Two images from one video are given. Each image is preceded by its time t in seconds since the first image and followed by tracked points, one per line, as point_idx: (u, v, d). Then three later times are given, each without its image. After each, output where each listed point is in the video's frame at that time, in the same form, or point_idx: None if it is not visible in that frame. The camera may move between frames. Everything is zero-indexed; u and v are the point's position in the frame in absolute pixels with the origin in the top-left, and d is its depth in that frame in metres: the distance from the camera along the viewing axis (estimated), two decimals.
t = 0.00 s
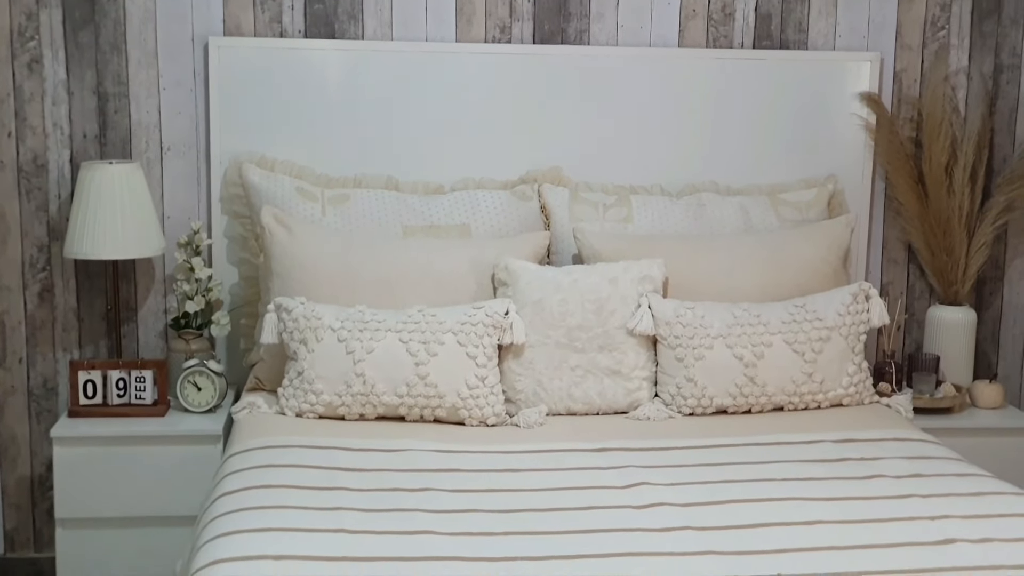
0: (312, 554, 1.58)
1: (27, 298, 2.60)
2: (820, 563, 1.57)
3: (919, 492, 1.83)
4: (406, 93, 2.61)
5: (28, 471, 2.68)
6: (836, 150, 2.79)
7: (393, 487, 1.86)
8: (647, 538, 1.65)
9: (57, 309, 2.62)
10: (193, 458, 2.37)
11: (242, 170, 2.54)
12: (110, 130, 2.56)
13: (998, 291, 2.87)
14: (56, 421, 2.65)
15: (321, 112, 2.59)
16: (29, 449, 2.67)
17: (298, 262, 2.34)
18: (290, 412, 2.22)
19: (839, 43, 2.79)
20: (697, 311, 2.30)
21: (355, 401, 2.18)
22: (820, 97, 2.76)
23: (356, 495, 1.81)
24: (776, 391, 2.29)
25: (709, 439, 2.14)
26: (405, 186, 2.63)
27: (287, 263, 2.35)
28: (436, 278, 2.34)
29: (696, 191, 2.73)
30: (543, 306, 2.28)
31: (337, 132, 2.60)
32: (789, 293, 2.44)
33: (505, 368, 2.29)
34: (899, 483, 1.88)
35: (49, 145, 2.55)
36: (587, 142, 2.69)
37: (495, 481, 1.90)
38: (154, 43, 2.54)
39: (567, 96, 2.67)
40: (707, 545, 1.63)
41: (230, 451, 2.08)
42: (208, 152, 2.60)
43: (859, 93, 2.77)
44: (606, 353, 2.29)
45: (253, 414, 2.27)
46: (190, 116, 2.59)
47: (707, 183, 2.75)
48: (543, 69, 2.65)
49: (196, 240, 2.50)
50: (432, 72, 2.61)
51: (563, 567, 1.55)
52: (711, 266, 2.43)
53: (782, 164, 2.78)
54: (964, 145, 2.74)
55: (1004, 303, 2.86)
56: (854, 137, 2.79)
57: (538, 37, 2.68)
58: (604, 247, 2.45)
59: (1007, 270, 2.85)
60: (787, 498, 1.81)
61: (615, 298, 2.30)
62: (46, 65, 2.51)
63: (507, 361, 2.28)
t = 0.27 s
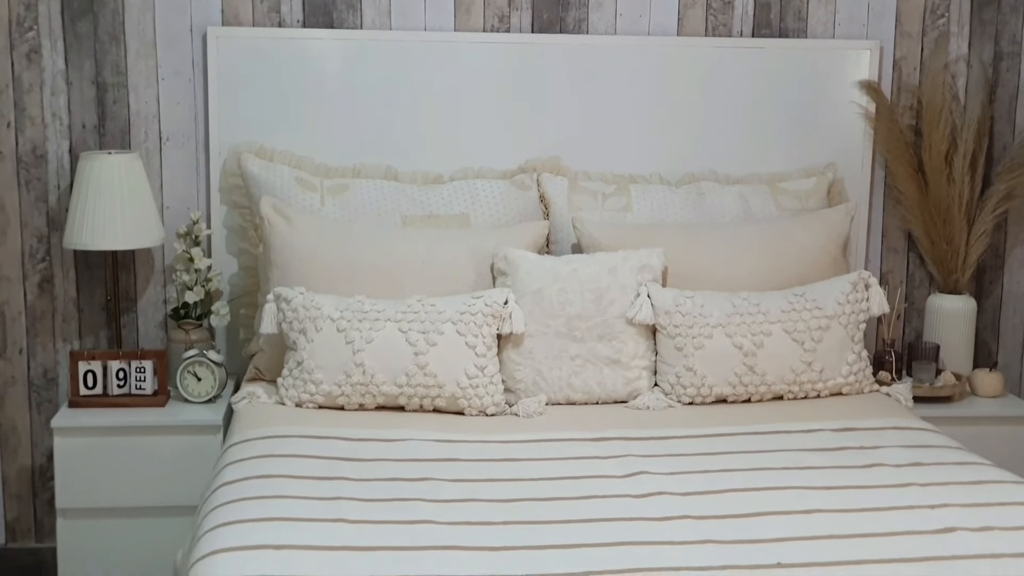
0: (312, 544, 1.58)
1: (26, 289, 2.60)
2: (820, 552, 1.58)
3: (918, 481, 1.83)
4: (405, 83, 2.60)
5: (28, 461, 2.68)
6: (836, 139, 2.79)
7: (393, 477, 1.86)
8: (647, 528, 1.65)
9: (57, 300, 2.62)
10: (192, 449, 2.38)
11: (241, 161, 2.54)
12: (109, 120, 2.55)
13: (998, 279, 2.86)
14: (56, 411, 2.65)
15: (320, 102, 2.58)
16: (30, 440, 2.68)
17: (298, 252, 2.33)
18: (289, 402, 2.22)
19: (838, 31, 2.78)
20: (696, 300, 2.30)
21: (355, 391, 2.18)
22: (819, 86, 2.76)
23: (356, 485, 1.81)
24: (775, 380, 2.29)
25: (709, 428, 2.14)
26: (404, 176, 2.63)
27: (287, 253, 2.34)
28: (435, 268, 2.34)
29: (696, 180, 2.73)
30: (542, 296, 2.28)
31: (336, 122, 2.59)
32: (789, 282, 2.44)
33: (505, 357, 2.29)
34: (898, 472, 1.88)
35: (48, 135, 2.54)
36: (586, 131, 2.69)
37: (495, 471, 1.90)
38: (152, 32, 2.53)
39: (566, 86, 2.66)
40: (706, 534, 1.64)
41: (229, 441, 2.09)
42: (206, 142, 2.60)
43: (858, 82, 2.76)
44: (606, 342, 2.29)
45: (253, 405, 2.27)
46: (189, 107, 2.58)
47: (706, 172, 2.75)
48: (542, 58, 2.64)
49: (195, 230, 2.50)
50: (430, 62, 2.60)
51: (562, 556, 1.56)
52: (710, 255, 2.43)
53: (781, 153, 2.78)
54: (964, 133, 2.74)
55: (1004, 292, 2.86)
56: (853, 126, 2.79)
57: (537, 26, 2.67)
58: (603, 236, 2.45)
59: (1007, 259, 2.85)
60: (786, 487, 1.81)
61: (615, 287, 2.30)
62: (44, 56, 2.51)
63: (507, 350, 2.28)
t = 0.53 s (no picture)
0: (312, 531, 1.58)
1: (26, 276, 2.60)
2: (819, 540, 1.58)
3: (917, 469, 1.84)
4: (405, 70, 2.60)
5: (28, 448, 2.69)
6: (836, 128, 2.78)
7: (393, 465, 1.87)
8: (647, 515, 1.66)
9: (57, 287, 2.62)
10: (192, 436, 2.38)
11: (241, 148, 2.53)
12: (109, 107, 2.55)
13: (998, 269, 2.86)
14: (56, 398, 2.65)
15: (320, 89, 2.58)
16: (30, 426, 2.68)
17: (298, 239, 2.33)
18: (289, 390, 2.22)
19: (839, 19, 2.78)
20: (697, 288, 2.30)
21: (354, 378, 2.19)
22: (820, 74, 2.75)
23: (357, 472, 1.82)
24: (775, 369, 2.29)
25: (708, 416, 2.14)
26: (405, 164, 2.62)
27: (287, 241, 2.34)
28: (435, 256, 2.34)
29: (696, 169, 2.72)
30: (542, 284, 2.28)
31: (336, 109, 2.59)
32: (789, 270, 2.44)
33: (505, 345, 2.29)
34: (898, 460, 1.88)
35: (48, 122, 2.54)
36: (587, 119, 2.68)
37: (495, 458, 1.91)
38: (152, 19, 2.53)
39: (567, 74, 2.66)
40: (705, 522, 1.64)
41: (229, 428, 2.09)
42: (206, 130, 2.59)
43: (859, 70, 2.75)
44: (606, 330, 2.29)
45: (252, 392, 2.27)
46: (189, 94, 2.57)
47: (707, 160, 2.74)
48: (542, 46, 2.63)
49: (195, 218, 2.49)
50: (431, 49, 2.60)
51: (562, 544, 1.56)
52: (711, 243, 2.43)
53: (782, 141, 2.77)
54: (966, 122, 2.73)
55: (1004, 281, 2.86)
56: (854, 115, 2.78)
57: (537, 13, 2.67)
58: (603, 224, 2.45)
59: (1007, 248, 2.85)
60: (785, 475, 1.81)
61: (615, 276, 2.30)
62: (44, 43, 2.50)
63: (506, 338, 2.28)
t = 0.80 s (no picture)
0: (313, 515, 1.59)
1: (25, 261, 2.60)
2: (818, 524, 1.58)
3: (916, 455, 1.84)
4: (405, 55, 2.59)
5: (28, 433, 2.69)
6: (837, 113, 2.78)
7: (393, 449, 1.87)
8: (648, 501, 1.66)
9: (56, 271, 2.61)
10: (192, 421, 2.38)
11: (240, 133, 2.53)
12: (108, 92, 2.54)
13: (998, 254, 2.87)
14: (55, 383, 2.65)
15: (320, 74, 2.57)
16: (29, 411, 2.68)
17: (298, 224, 2.33)
18: (288, 374, 2.23)
19: (840, 4, 2.77)
20: (696, 274, 2.30)
21: (354, 363, 2.19)
22: (821, 60, 2.75)
23: (357, 457, 1.82)
24: (775, 354, 2.30)
25: (708, 402, 2.15)
26: (404, 149, 2.62)
27: (287, 226, 2.34)
28: (435, 240, 2.34)
29: (696, 155, 2.72)
30: (542, 269, 2.28)
31: (336, 94, 2.58)
32: (789, 256, 2.44)
33: (505, 330, 2.29)
34: (898, 446, 1.89)
35: (46, 107, 2.53)
36: (587, 104, 2.68)
37: (495, 443, 1.91)
38: (151, 4, 2.52)
39: (567, 58, 2.65)
40: (705, 507, 1.64)
41: (229, 413, 2.09)
42: (205, 115, 2.58)
43: (860, 56, 2.75)
44: (605, 315, 2.30)
45: (252, 376, 2.27)
46: (189, 79, 2.57)
47: (707, 146, 2.74)
48: (543, 31, 2.63)
49: (195, 203, 2.49)
50: (431, 34, 2.59)
51: (562, 528, 1.57)
52: (711, 229, 2.43)
53: (782, 126, 2.77)
54: (966, 107, 2.73)
55: (1005, 267, 2.86)
56: (854, 100, 2.78)
57: None
58: (603, 210, 2.45)
59: (1007, 234, 2.85)
60: (784, 460, 1.82)
61: (615, 261, 2.31)
62: (43, 26, 2.49)
63: (506, 324, 2.29)
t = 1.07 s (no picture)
0: (313, 502, 1.59)
1: (24, 248, 2.60)
2: (817, 512, 1.59)
3: (915, 442, 1.85)
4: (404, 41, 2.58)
5: (28, 419, 2.69)
6: (836, 100, 2.77)
7: (393, 436, 1.87)
8: (647, 488, 1.66)
9: (55, 258, 2.61)
10: (192, 408, 2.38)
11: (239, 120, 2.53)
12: (107, 78, 2.53)
13: (997, 242, 2.87)
14: (55, 369, 2.65)
15: (319, 60, 2.56)
16: (29, 398, 2.68)
17: (297, 211, 2.33)
18: (288, 361, 2.23)
19: None
20: (696, 261, 2.31)
21: (353, 350, 2.19)
22: (821, 47, 2.74)
23: (357, 445, 1.82)
24: (774, 342, 2.30)
25: (707, 389, 2.15)
26: (404, 136, 2.61)
27: (286, 213, 2.34)
28: (434, 228, 2.34)
29: (696, 142, 2.71)
30: (542, 257, 2.28)
31: (335, 81, 2.58)
32: (789, 244, 2.44)
33: (504, 318, 2.29)
34: (897, 433, 1.89)
35: (45, 93, 2.53)
36: (586, 91, 2.67)
37: (495, 431, 1.92)
38: None
39: (566, 45, 2.64)
40: (704, 494, 1.65)
41: (229, 400, 2.09)
42: (204, 101, 2.57)
43: (860, 43, 2.74)
44: (605, 303, 2.30)
45: (251, 363, 2.27)
46: (188, 66, 2.56)
47: (706, 133, 2.73)
48: (542, 17, 2.62)
49: (194, 189, 2.49)
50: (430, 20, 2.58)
51: (562, 516, 1.57)
52: (711, 216, 2.43)
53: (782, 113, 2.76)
54: (966, 95, 2.72)
55: (1004, 255, 2.86)
56: (854, 87, 2.77)
57: None
58: (602, 197, 2.44)
59: (1006, 221, 2.85)
60: (783, 448, 1.82)
61: (614, 248, 2.30)
62: (41, 13, 2.49)
63: (505, 311, 2.29)
